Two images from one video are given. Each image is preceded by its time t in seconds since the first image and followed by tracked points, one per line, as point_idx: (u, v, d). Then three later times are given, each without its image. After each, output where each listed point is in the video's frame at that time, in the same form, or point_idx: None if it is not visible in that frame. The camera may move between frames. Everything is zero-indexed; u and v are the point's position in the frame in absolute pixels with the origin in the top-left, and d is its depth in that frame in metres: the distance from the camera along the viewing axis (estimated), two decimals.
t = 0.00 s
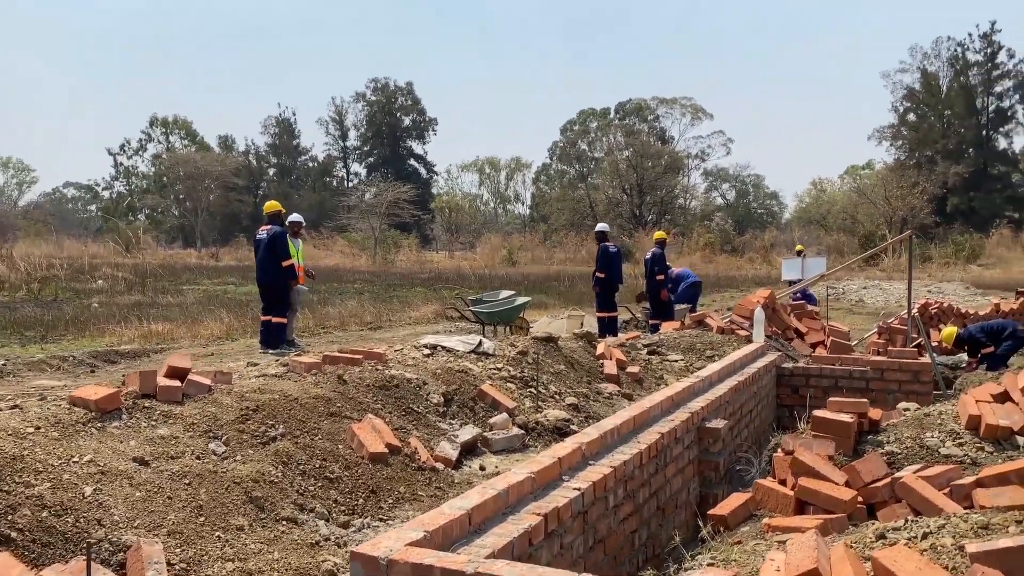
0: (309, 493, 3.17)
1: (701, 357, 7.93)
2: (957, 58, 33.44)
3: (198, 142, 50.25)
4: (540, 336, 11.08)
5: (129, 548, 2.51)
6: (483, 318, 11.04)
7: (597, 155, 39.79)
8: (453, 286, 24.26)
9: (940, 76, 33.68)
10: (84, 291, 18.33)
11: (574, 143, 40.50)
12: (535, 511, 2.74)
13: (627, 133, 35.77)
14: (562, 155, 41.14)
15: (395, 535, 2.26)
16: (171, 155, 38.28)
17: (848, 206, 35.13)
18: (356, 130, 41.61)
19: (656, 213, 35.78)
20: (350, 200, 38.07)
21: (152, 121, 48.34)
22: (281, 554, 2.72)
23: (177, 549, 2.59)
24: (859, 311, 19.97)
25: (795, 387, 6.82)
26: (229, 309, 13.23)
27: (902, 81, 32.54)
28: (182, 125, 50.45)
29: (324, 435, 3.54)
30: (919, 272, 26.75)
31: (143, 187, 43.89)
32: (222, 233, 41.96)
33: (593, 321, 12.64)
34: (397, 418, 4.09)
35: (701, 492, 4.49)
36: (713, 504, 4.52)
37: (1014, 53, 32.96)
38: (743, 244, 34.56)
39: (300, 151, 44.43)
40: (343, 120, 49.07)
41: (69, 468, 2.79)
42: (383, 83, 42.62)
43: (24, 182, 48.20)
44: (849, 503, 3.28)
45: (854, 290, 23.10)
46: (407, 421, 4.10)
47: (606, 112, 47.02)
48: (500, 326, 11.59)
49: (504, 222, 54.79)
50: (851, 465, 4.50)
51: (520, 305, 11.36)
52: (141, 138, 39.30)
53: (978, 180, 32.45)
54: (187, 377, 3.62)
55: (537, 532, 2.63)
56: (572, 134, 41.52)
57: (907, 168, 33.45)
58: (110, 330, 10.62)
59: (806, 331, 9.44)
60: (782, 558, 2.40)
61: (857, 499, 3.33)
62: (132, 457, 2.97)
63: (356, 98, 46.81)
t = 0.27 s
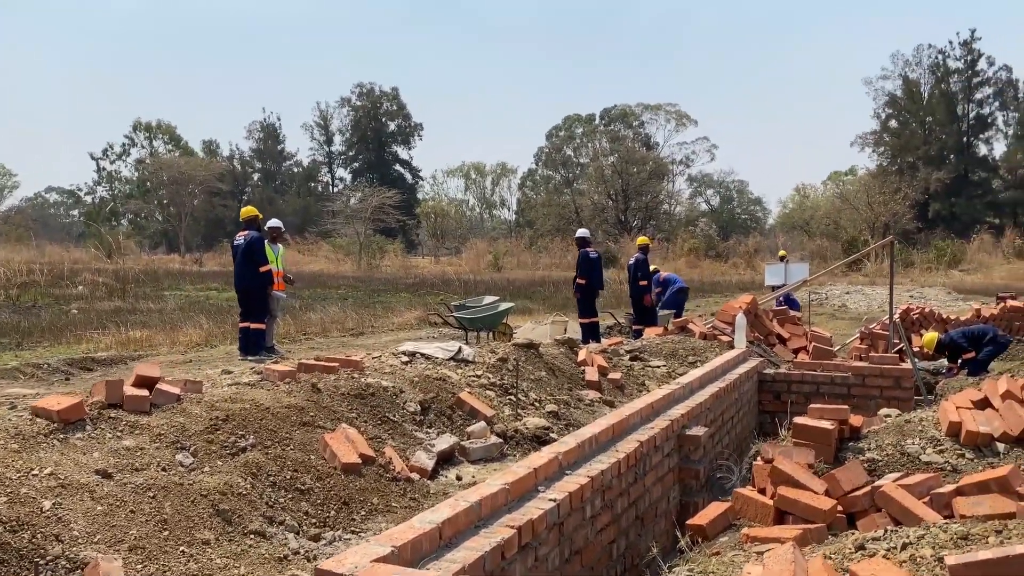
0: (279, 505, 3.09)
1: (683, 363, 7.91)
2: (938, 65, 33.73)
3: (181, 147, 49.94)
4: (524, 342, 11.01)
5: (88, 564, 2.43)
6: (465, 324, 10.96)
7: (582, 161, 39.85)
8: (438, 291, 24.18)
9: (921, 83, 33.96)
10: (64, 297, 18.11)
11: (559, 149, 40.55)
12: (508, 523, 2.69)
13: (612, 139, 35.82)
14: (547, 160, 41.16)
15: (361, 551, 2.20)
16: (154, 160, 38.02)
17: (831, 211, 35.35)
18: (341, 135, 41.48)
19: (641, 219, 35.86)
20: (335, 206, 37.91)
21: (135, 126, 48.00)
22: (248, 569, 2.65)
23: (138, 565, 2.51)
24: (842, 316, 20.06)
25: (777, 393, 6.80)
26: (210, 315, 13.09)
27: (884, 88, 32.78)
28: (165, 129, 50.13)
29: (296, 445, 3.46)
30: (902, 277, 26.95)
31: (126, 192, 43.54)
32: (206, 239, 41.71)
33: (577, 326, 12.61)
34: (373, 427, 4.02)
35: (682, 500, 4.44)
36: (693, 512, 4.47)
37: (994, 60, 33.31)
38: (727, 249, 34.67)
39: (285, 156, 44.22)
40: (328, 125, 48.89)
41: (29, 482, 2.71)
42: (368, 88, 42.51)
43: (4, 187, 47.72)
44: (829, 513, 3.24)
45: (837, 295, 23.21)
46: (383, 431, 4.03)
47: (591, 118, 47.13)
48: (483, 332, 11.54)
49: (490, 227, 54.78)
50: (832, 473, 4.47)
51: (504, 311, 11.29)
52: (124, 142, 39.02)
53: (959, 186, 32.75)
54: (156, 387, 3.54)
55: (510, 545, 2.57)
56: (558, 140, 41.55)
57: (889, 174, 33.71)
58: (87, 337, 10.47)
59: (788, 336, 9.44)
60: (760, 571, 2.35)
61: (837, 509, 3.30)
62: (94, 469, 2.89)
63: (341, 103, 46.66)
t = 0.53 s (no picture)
0: (248, 514, 2.99)
1: (667, 368, 7.85)
2: (921, 72, 33.97)
3: (166, 151, 49.62)
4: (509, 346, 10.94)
5: None
6: (450, 328, 10.88)
7: (569, 166, 39.85)
8: (423, 296, 24.08)
9: (905, 89, 34.17)
10: (44, 302, 17.88)
11: (546, 154, 40.54)
12: (483, 531, 2.61)
13: (598, 144, 35.85)
14: (534, 165, 41.13)
15: (327, 562, 2.11)
16: (138, 164, 37.73)
17: (816, 217, 35.52)
18: (326, 140, 41.31)
19: (627, 224, 35.88)
20: (321, 210, 37.71)
21: (119, 130, 47.65)
22: None
23: None
24: (827, 320, 20.11)
25: (761, 398, 6.75)
26: (191, 320, 12.93)
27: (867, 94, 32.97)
28: (150, 133, 49.81)
29: (268, 452, 3.37)
30: (886, 282, 27.08)
31: (110, 197, 43.18)
32: (190, 244, 41.44)
33: (562, 331, 12.56)
34: (348, 433, 3.93)
35: (665, 506, 4.37)
36: (676, 519, 4.40)
37: (976, 67, 33.58)
38: (713, 254, 34.74)
39: (271, 161, 43.97)
40: (314, 129, 48.71)
41: None
42: (355, 93, 42.35)
43: None
44: (812, 519, 3.18)
45: (822, 300, 23.28)
46: (360, 437, 3.94)
47: (577, 123, 47.18)
48: (467, 336, 11.45)
49: (476, 232, 54.70)
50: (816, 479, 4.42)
51: (488, 315, 11.22)
52: (108, 147, 38.72)
53: (942, 192, 32.98)
54: (123, 392, 3.45)
55: (484, 555, 2.49)
56: (545, 145, 41.54)
57: (873, 179, 33.90)
58: (65, 342, 10.30)
59: (773, 340, 9.42)
60: None
61: (821, 515, 3.24)
62: (55, 478, 2.79)
63: (327, 107, 46.49)
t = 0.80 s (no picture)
0: (215, 529, 2.87)
1: (654, 373, 7.76)
2: (907, 77, 34.12)
3: (151, 154, 49.26)
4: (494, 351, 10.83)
5: None
6: (435, 333, 10.75)
7: (557, 170, 39.79)
8: (410, 300, 23.93)
9: (891, 94, 34.29)
10: (24, 307, 17.63)
11: (534, 158, 40.48)
12: (458, 548, 2.51)
13: (586, 149, 35.82)
14: (522, 169, 41.05)
15: None
16: (123, 168, 37.42)
17: (803, 221, 35.60)
18: (313, 144, 41.10)
19: (615, 228, 35.83)
20: (307, 214, 37.49)
21: (104, 133, 47.28)
22: None
23: None
24: (814, 325, 20.10)
25: (748, 404, 6.67)
26: (172, 325, 12.74)
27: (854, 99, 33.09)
28: (135, 137, 49.45)
29: (238, 463, 3.25)
30: (872, 286, 27.15)
31: (94, 201, 42.80)
32: (176, 248, 41.13)
33: (548, 335, 12.46)
34: (323, 443, 3.81)
35: (650, 516, 4.28)
36: (662, 529, 4.30)
37: (961, 72, 33.75)
38: (701, 259, 34.74)
39: (257, 164, 43.67)
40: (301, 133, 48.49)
41: None
42: (342, 96, 42.15)
43: None
44: (799, 532, 3.10)
45: (809, 304, 23.31)
46: (335, 446, 3.83)
47: (566, 127, 47.16)
48: (452, 341, 11.33)
49: (464, 236, 54.56)
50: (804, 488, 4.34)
51: (473, 320, 11.11)
52: (92, 150, 38.40)
53: (928, 196, 33.11)
54: (86, 401, 3.33)
55: (459, 571, 2.39)
56: (533, 149, 41.47)
57: (860, 184, 34.04)
58: (41, 348, 10.12)
59: (760, 345, 9.35)
60: None
61: (809, 527, 3.15)
62: (10, 493, 2.67)
63: (314, 111, 46.27)
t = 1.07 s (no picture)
0: (187, 546, 2.77)
1: (642, 380, 7.70)
2: (895, 84, 34.29)
3: (140, 159, 49.02)
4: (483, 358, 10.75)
5: None
6: (422, 340, 10.65)
7: (547, 176, 39.79)
8: (399, 306, 23.83)
9: (879, 100, 34.48)
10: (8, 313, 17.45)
11: (525, 163, 40.47)
12: (436, 566, 2.43)
13: (577, 154, 35.83)
14: (513, 175, 41.02)
15: None
16: (111, 173, 37.23)
17: (792, 226, 35.71)
18: (303, 149, 40.98)
19: (605, 233, 35.83)
20: (297, 219, 37.34)
21: (92, 138, 47.02)
22: None
23: None
24: (804, 330, 20.12)
25: (737, 412, 6.62)
26: (157, 331, 12.61)
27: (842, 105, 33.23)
28: (124, 141, 49.21)
29: (212, 476, 3.16)
30: (861, 291, 27.25)
31: (82, 205, 42.54)
32: (164, 253, 40.91)
33: (536, 341, 12.40)
34: (302, 455, 3.73)
35: (636, 528, 4.21)
36: (649, 542, 4.23)
37: (948, 78, 33.93)
38: (691, 263, 34.79)
39: (247, 169, 43.47)
40: (291, 138, 48.34)
41: None
42: (332, 101, 42.04)
43: None
44: (787, 546, 3.05)
45: (799, 309, 23.34)
46: (314, 458, 3.74)
47: (556, 132, 47.20)
48: (440, 347, 11.24)
49: (455, 241, 54.50)
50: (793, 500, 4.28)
51: (461, 325, 11.01)
52: (80, 155, 38.19)
53: (917, 202, 33.26)
54: (56, 414, 3.27)
55: None
56: (524, 154, 41.45)
57: (849, 189, 34.21)
58: (23, 355, 9.98)
59: (749, 351, 9.31)
60: None
61: (797, 540, 3.11)
62: None
63: (303, 115, 46.13)
